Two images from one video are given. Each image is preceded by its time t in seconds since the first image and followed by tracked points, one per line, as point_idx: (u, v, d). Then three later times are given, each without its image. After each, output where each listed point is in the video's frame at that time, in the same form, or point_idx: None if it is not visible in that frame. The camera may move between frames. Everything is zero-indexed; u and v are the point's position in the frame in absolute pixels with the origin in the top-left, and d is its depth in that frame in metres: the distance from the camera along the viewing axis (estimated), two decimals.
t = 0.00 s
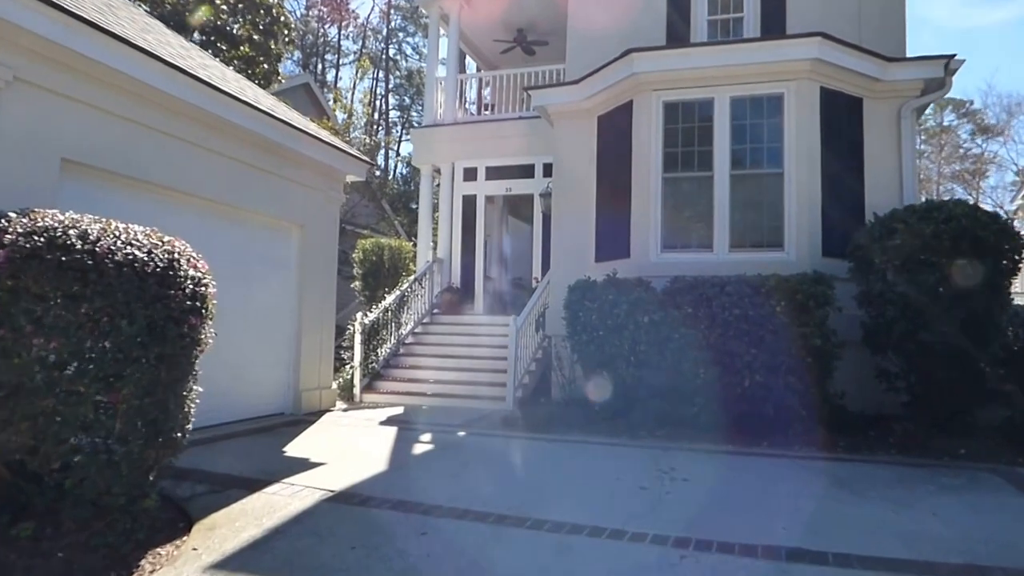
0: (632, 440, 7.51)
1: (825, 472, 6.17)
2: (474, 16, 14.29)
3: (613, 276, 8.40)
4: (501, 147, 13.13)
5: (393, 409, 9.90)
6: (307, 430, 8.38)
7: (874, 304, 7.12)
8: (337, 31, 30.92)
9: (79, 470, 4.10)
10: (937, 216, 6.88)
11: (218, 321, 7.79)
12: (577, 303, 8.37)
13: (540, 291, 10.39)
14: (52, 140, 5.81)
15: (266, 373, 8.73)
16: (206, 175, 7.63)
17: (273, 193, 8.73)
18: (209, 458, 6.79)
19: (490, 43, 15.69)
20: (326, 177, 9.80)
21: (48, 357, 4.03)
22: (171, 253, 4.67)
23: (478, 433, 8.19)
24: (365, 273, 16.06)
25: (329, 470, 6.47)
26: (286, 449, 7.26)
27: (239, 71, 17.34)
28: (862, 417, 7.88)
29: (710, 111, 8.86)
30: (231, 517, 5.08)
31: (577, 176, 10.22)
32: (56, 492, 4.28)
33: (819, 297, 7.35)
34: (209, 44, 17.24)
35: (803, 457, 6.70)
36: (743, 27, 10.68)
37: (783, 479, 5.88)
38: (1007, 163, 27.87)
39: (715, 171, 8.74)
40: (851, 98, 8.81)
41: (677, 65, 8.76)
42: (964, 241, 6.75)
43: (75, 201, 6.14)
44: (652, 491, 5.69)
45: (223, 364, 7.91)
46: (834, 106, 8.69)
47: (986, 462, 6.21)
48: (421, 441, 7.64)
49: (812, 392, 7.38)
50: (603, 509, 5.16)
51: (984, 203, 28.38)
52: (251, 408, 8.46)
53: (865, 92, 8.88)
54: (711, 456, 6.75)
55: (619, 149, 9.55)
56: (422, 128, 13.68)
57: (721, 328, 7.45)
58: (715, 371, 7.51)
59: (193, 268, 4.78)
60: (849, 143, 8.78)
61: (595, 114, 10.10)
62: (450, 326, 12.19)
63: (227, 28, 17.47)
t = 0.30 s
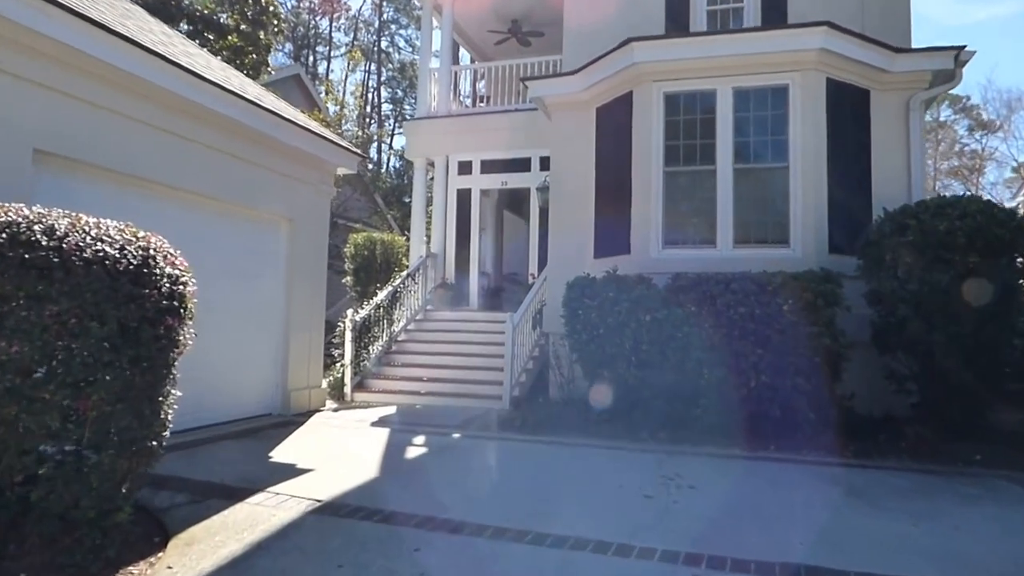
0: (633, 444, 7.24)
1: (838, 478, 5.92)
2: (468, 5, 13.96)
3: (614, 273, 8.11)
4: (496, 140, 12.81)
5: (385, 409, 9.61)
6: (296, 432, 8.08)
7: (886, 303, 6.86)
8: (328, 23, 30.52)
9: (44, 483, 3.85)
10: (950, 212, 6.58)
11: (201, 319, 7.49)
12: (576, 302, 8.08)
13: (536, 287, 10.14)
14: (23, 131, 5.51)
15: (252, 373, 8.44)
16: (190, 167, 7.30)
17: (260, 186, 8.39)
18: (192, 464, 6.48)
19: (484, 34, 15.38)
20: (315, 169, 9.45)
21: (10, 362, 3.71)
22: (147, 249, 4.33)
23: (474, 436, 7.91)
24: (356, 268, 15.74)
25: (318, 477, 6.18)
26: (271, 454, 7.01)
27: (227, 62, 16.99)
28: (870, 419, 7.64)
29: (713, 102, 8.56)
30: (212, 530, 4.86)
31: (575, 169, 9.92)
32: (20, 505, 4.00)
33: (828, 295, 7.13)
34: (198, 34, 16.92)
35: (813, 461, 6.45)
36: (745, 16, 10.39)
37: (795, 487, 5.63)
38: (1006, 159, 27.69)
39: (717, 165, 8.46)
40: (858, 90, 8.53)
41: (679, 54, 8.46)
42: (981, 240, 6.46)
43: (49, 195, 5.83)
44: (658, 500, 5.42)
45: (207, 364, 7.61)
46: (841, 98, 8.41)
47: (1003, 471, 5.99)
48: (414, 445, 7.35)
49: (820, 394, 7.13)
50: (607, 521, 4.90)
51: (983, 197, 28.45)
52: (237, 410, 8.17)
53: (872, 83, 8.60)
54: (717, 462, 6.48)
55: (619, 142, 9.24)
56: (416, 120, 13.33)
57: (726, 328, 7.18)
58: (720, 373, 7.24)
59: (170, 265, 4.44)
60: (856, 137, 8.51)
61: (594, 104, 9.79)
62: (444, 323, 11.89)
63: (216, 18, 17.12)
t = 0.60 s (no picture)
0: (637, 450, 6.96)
1: (853, 485, 5.66)
2: None
3: (615, 270, 7.82)
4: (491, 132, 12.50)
5: (379, 412, 9.29)
6: (286, 436, 7.76)
7: (901, 300, 6.58)
8: (318, 17, 30.10)
9: (10, 495, 3.49)
10: (970, 202, 6.34)
11: (183, 317, 7.18)
12: (576, 300, 7.79)
13: (534, 285, 9.86)
14: None
15: (240, 373, 8.13)
16: (171, 156, 6.99)
17: (246, 177, 8.08)
18: (176, 471, 6.15)
19: (477, 23, 15.05)
20: (304, 161, 9.13)
21: None
22: (118, 240, 4.04)
23: (470, 440, 7.61)
24: (349, 265, 15.40)
25: (308, 484, 5.87)
26: (259, 459, 6.69)
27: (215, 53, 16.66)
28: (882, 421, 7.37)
29: (718, 89, 8.28)
30: (194, 543, 4.54)
31: (573, 162, 9.62)
32: None
33: (838, 294, 6.91)
34: (184, 25, 16.58)
35: (826, 467, 6.18)
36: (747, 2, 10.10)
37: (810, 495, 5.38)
38: (1005, 154, 27.52)
39: (722, 155, 8.18)
40: (868, 77, 8.28)
41: (682, 39, 8.16)
42: (1002, 230, 6.12)
43: (17, 183, 5.51)
44: (666, 508, 5.15)
45: (188, 365, 7.30)
46: (850, 85, 8.14)
47: None
48: (409, 450, 7.04)
49: (831, 396, 6.86)
50: (613, 532, 4.62)
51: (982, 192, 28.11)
52: (223, 412, 7.85)
53: (882, 69, 8.32)
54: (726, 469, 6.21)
55: (619, 133, 8.95)
56: (408, 112, 13.00)
57: (733, 326, 6.90)
58: (727, 374, 6.96)
59: (145, 257, 4.15)
60: (865, 126, 8.24)
61: (593, 94, 9.50)
62: (439, 322, 11.58)
63: (203, 8, 16.79)
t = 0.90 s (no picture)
0: (640, 452, 6.73)
1: (866, 493, 5.46)
2: None
3: (615, 264, 7.57)
4: (485, 123, 12.20)
5: (372, 409, 9.00)
6: (276, 435, 7.48)
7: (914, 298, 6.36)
8: (307, 7, 29.59)
9: None
10: (990, 198, 6.08)
11: (166, 314, 6.89)
12: (575, 297, 7.53)
13: (530, 277, 9.59)
14: None
15: (227, 372, 7.84)
16: (154, 146, 6.67)
17: (233, 169, 7.77)
18: (161, 474, 5.86)
19: (470, 11, 14.72)
20: (293, 153, 8.82)
21: None
22: (88, 235, 3.75)
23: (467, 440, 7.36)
24: (339, 258, 15.08)
25: (300, 489, 5.59)
26: (247, 461, 6.39)
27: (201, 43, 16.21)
28: (890, 422, 7.18)
29: (721, 79, 8.02)
30: (176, 555, 4.25)
31: (570, 153, 9.34)
32: None
33: (851, 290, 6.66)
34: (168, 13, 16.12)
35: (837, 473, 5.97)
36: None
37: (825, 507, 5.16)
38: (1002, 148, 27.32)
39: (726, 147, 7.93)
40: (878, 68, 8.04)
41: (684, 27, 7.88)
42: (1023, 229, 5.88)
43: None
44: (675, 519, 4.92)
45: (172, 364, 7.00)
46: (859, 75, 7.90)
47: None
48: (404, 452, 6.77)
49: (841, 395, 6.65)
50: (622, 549, 4.39)
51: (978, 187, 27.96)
52: (210, 412, 7.57)
53: (891, 60, 8.08)
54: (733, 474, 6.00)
55: (618, 123, 8.68)
56: (399, 103, 12.68)
57: (740, 325, 6.67)
58: (733, 373, 6.73)
59: (119, 253, 3.85)
60: (873, 117, 8.00)
61: (591, 83, 9.20)
62: (432, 317, 11.30)
63: None
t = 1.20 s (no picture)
0: (644, 456, 6.47)
1: (883, 501, 5.22)
2: None
3: (616, 260, 7.30)
4: (479, 116, 11.90)
5: (363, 410, 8.70)
6: (264, 438, 7.17)
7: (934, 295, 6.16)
8: None
9: None
10: (1011, 191, 5.83)
11: (147, 312, 6.56)
12: (575, 294, 7.26)
13: (526, 273, 9.30)
14: None
15: (213, 373, 7.53)
16: (135, 136, 6.34)
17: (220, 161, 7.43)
18: (141, 481, 5.55)
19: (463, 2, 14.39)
20: (282, 144, 8.49)
21: None
22: (59, 227, 3.44)
23: (463, 444, 7.07)
24: (329, 254, 14.74)
25: (290, 497, 5.29)
26: (233, 467, 6.08)
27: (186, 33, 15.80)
28: (901, 425, 6.96)
29: (727, 69, 7.75)
30: (155, 573, 3.94)
31: (569, 145, 9.04)
32: None
33: (864, 287, 6.42)
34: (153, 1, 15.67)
35: (851, 480, 5.74)
36: None
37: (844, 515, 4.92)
38: (1000, 141, 26.72)
39: (731, 139, 7.67)
40: (890, 57, 7.79)
41: (690, 15, 7.59)
42: None
43: None
44: (685, 530, 4.67)
45: (153, 365, 6.68)
46: (870, 65, 7.65)
47: None
48: (399, 457, 6.48)
49: (852, 397, 6.42)
50: (633, 563, 4.13)
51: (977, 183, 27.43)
52: (194, 415, 7.25)
53: (902, 49, 7.84)
54: (744, 480, 5.75)
55: (618, 114, 8.39)
56: (391, 94, 12.36)
57: (747, 324, 6.43)
58: (741, 375, 6.48)
59: (92, 246, 3.56)
60: (884, 109, 7.76)
61: (591, 73, 8.90)
62: (425, 314, 11.00)
63: None
